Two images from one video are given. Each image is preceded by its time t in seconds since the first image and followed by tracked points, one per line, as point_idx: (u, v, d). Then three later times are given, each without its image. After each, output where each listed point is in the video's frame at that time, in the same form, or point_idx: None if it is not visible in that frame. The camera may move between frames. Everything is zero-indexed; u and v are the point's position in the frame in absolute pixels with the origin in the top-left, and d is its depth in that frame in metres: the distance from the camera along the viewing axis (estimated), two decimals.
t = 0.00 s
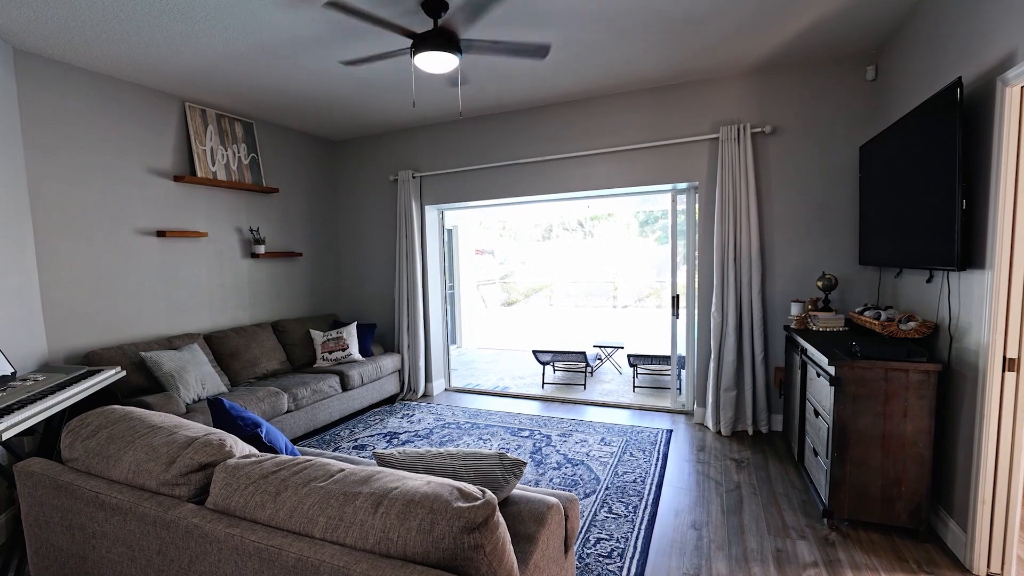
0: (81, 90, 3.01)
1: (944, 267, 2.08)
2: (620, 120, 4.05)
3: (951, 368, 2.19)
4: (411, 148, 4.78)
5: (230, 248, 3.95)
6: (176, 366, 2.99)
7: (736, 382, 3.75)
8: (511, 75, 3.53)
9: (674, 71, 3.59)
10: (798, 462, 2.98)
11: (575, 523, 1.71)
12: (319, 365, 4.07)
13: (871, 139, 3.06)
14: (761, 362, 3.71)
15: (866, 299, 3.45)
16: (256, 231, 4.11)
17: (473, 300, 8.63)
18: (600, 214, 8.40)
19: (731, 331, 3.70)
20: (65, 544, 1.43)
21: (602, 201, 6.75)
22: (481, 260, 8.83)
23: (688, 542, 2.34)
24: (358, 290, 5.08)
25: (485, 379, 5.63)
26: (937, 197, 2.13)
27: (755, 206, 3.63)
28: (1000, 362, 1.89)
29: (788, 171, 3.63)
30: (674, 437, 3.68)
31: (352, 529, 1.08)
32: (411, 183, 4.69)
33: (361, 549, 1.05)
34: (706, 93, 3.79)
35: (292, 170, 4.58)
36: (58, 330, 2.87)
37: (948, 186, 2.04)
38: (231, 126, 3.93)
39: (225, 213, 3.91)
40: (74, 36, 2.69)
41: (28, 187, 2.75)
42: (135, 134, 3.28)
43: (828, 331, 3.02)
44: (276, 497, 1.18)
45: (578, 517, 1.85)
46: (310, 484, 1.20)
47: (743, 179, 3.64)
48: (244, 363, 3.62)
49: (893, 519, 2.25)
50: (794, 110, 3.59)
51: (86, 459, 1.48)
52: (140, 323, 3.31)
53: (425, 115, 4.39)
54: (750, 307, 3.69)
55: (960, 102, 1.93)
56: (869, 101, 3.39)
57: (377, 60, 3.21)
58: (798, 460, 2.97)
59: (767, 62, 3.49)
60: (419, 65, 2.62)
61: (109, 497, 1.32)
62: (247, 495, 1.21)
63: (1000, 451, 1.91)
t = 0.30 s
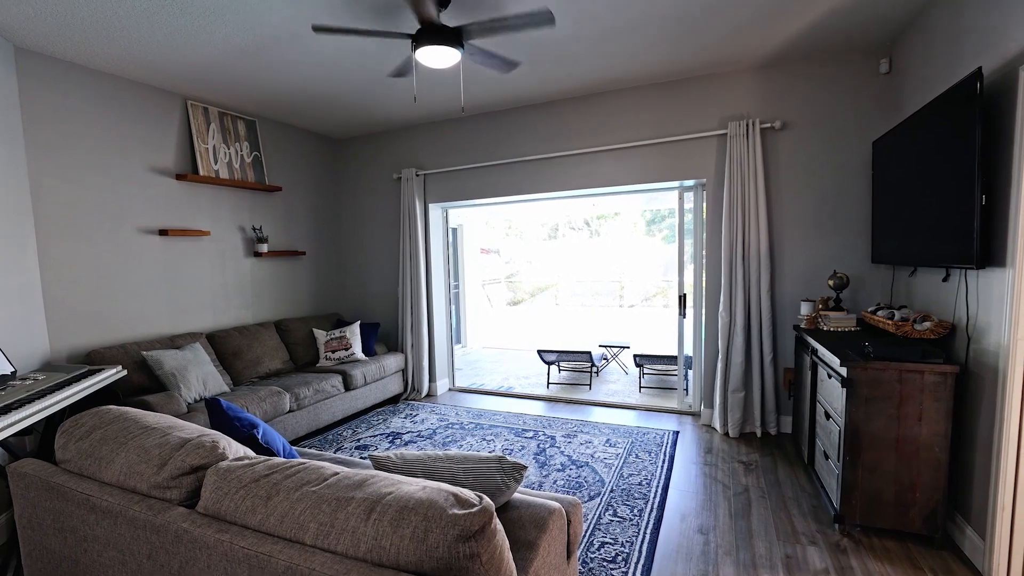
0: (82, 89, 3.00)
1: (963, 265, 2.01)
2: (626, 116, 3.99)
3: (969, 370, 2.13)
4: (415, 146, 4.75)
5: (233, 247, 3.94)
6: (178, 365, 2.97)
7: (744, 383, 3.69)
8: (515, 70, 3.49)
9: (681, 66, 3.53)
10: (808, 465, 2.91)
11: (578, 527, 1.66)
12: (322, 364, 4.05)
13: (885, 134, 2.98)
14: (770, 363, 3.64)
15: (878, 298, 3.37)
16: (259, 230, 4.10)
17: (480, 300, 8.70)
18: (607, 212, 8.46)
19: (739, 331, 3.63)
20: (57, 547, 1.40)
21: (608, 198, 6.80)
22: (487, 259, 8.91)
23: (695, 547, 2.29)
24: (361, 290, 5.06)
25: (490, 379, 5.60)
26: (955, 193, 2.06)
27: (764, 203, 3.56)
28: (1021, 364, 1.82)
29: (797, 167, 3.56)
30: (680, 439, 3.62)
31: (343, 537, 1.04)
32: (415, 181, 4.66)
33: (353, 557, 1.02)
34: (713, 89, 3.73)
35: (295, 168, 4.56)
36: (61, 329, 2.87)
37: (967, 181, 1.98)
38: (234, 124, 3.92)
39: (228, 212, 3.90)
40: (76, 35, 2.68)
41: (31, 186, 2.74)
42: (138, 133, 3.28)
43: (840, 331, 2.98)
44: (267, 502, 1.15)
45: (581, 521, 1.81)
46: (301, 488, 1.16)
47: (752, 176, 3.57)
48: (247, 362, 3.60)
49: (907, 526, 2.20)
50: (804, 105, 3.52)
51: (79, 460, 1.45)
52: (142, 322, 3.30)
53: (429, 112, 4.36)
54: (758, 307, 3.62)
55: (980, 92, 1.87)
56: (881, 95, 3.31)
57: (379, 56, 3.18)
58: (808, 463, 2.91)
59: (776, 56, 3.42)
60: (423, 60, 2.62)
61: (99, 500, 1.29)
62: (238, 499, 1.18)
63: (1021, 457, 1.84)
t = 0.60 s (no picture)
0: (83, 86, 2.99)
1: (982, 262, 1.94)
2: (632, 112, 3.93)
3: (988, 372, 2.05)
4: (419, 144, 4.72)
5: (236, 246, 3.93)
6: (180, 364, 2.96)
7: (753, 384, 3.61)
8: (518, 65, 3.44)
9: (688, 61, 3.46)
10: (819, 468, 2.84)
11: (581, 533, 1.61)
12: (325, 363, 4.04)
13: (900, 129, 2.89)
14: (780, 363, 3.56)
15: (891, 297, 3.29)
16: (262, 229, 4.08)
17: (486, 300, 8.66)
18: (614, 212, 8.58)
19: (748, 330, 3.56)
20: (49, 550, 1.38)
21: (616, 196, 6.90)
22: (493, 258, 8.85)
23: (702, 552, 2.24)
24: (366, 288, 5.04)
25: (495, 378, 5.56)
26: (974, 188, 1.99)
27: (774, 200, 3.48)
28: None
29: (808, 163, 3.49)
30: (688, 440, 3.56)
31: (334, 544, 1.00)
32: (419, 179, 4.63)
33: (344, 566, 0.98)
34: (722, 83, 3.66)
35: (299, 166, 4.54)
36: (64, 328, 2.86)
37: (987, 175, 1.91)
38: (237, 122, 3.91)
39: (231, 210, 3.89)
40: (76, 32, 2.67)
41: (33, 184, 2.74)
42: (140, 131, 3.27)
43: (851, 330, 2.91)
44: (257, 508, 1.11)
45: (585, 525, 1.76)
46: (293, 493, 1.13)
47: (761, 172, 3.50)
48: (250, 361, 3.59)
49: (922, 532, 2.14)
50: (814, 99, 3.44)
51: (72, 461, 1.43)
52: (146, 321, 3.29)
53: (433, 109, 4.32)
54: (768, 306, 3.55)
55: (1003, 82, 1.80)
56: (896, 88, 3.23)
57: (381, 52, 3.14)
58: (819, 465, 2.84)
59: (786, 50, 3.35)
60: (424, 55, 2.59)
61: (90, 503, 1.27)
62: (228, 504, 1.14)
63: None
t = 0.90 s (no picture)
0: (85, 85, 2.98)
1: (1003, 260, 1.87)
2: (639, 108, 3.87)
3: (1010, 374, 1.98)
4: (423, 142, 4.68)
5: (240, 244, 3.92)
6: (182, 363, 2.95)
7: (763, 384, 3.54)
8: (522, 61, 3.39)
9: (696, 55, 3.39)
10: (831, 472, 2.76)
11: (584, 539, 1.57)
12: (329, 362, 4.02)
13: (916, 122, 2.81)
14: (790, 363, 3.49)
15: (906, 296, 3.20)
16: (266, 227, 4.07)
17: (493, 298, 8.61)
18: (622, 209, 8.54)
19: (757, 330, 3.48)
20: (41, 553, 1.36)
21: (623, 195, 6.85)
22: (500, 257, 8.83)
23: (710, 557, 2.18)
24: (371, 288, 5.01)
25: (500, 378, 5.52)
26: (995, 182, 1.92)
27: (784, 197, 3.40)
28: None
29: (819, 159, 3.40)
30: (696, 442, 3.49)
31: (323, 553, 0.97)
32: (423, 177, 4.59)
33: None
34: (731, 78, 3.58)
35: (304, 165, 4.53)
36: (67, 327, 2.86)
37: (1009, 169, 1.83)
38: (240, 120, 3.89)
39: (235, 209, 3.87)
40: (78, 30, 2.66)
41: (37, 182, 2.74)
42: (143, 130, 3.26)
43: (865, 330, 2.84)
44: (246, 514, 1.08)
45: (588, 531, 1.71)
46: (283, 499, 1.09)
47: (771, 168, 3.42)
48: (253, 360, 3.57)
49: (939, 539, 2.07)
50: (826, 93, 3.35)
51: (65, 462, 1.40)
52: (149, 320, 3.28)
53: (437, 106, 4.28)
54: (778, 305, 3.47)
55: None
56: (912, 81, 3.13)
57: (383, 48, 3.11)
58: (831, 469, 2.77)
59: (797, 43, 3.27)
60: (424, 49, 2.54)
61: (80, 506, 1.24)
62: (216, 509, 1.11)
63: None
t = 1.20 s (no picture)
0: (88, 83, 2.97)
1: None
2: (646, 104, 3.80)
3: None
4: (428, 139, 4.65)
5: (244, 243, 3.91)
6: (184, 362, 2.93)
7: (773, 385, 3.47)
8: (526, 56, 3.33)
9: (705, 48, 3.32)
10: (843, 476, 2.69)
11: (587, 546, 1.52)
12: (333, 361, 4.00)
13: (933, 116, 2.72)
14: (801, 364, 3.41)
15: (921, 295, 3.11)
16: (270, 226, 4.05)
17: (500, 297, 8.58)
18: (629, 208, 8.76)
19: (767, 330, 3.41)
20: (32, 556, 1.33)
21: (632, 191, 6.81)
22: (507, 255, 8.80)
23: (718, 563, 2.12)
24: (375, 286, 4.99)
25: (506, 377, 5.49)
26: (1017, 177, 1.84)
27: (795, 194, 3.32)
28: None
29: (832, 154, 3.32)
30: (704, 444, 3.42)
31: (311, 564, 0.93)
32: (428, 175, 4.55)
33: None
34: (741, 72, 3.50)
35: (308, 163, 4.51)
36: (70, 325, 2.86)
37: None
38: (244, 118, 3.87)
39: (239, 208, 3.86)
40: (80, 28, 2.65)
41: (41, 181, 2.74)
42: (146, 128, 3.26)
43: (878, 330, 2.76)
44: (234, 521, 1.05)
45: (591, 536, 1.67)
46: (272, 506, 1.06)
47: (781, 164, 3.34)
48: (257, 359, 3.56)
49: (956, 547, 2.01)
50: (840, 86, 3.27)
51: (56, 464, 1.38)
52: (152, 319, 3.28)
53: (442, 103, 4.23)
54: (788, 304, 3.39)
55: None
56: (929, 73, 3.04)
57: (385, 44, 3.06)
58: (843, 472, 2.70)
59: (809, 35, 3.18)
60: (426, 44, 2.50)
61: (69, 510, 1.21)
62: (204, 516, 1.08)
63: None
